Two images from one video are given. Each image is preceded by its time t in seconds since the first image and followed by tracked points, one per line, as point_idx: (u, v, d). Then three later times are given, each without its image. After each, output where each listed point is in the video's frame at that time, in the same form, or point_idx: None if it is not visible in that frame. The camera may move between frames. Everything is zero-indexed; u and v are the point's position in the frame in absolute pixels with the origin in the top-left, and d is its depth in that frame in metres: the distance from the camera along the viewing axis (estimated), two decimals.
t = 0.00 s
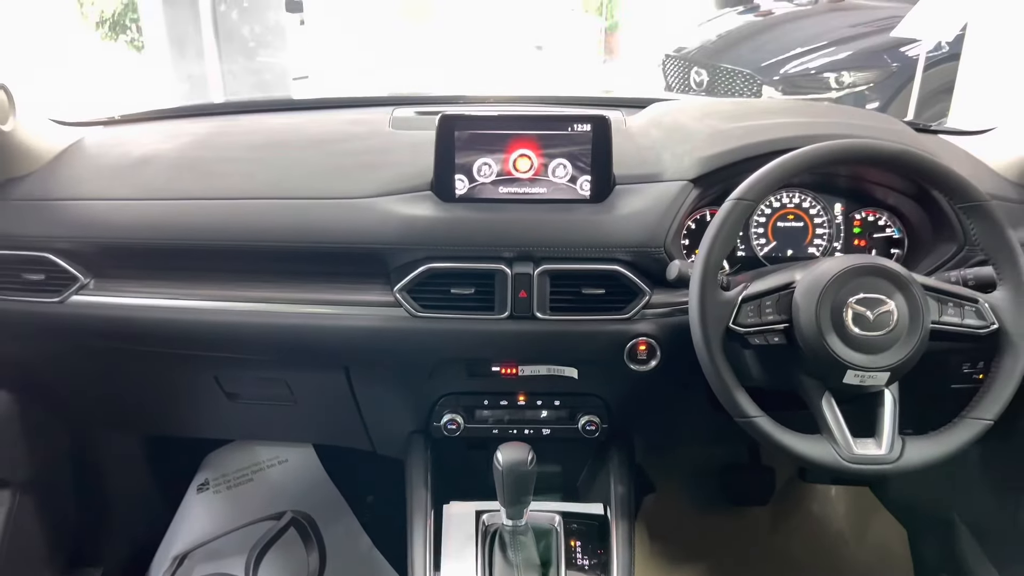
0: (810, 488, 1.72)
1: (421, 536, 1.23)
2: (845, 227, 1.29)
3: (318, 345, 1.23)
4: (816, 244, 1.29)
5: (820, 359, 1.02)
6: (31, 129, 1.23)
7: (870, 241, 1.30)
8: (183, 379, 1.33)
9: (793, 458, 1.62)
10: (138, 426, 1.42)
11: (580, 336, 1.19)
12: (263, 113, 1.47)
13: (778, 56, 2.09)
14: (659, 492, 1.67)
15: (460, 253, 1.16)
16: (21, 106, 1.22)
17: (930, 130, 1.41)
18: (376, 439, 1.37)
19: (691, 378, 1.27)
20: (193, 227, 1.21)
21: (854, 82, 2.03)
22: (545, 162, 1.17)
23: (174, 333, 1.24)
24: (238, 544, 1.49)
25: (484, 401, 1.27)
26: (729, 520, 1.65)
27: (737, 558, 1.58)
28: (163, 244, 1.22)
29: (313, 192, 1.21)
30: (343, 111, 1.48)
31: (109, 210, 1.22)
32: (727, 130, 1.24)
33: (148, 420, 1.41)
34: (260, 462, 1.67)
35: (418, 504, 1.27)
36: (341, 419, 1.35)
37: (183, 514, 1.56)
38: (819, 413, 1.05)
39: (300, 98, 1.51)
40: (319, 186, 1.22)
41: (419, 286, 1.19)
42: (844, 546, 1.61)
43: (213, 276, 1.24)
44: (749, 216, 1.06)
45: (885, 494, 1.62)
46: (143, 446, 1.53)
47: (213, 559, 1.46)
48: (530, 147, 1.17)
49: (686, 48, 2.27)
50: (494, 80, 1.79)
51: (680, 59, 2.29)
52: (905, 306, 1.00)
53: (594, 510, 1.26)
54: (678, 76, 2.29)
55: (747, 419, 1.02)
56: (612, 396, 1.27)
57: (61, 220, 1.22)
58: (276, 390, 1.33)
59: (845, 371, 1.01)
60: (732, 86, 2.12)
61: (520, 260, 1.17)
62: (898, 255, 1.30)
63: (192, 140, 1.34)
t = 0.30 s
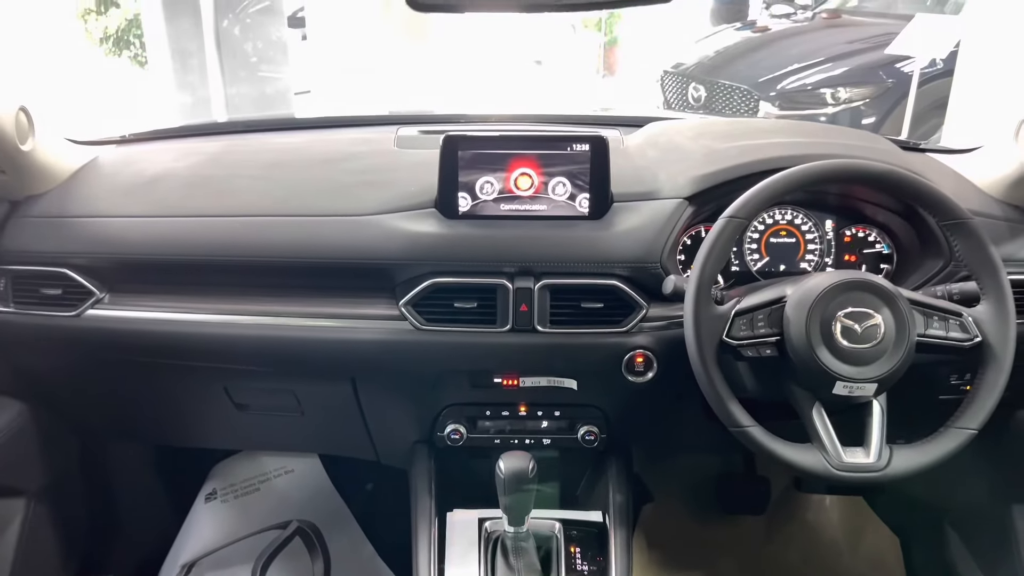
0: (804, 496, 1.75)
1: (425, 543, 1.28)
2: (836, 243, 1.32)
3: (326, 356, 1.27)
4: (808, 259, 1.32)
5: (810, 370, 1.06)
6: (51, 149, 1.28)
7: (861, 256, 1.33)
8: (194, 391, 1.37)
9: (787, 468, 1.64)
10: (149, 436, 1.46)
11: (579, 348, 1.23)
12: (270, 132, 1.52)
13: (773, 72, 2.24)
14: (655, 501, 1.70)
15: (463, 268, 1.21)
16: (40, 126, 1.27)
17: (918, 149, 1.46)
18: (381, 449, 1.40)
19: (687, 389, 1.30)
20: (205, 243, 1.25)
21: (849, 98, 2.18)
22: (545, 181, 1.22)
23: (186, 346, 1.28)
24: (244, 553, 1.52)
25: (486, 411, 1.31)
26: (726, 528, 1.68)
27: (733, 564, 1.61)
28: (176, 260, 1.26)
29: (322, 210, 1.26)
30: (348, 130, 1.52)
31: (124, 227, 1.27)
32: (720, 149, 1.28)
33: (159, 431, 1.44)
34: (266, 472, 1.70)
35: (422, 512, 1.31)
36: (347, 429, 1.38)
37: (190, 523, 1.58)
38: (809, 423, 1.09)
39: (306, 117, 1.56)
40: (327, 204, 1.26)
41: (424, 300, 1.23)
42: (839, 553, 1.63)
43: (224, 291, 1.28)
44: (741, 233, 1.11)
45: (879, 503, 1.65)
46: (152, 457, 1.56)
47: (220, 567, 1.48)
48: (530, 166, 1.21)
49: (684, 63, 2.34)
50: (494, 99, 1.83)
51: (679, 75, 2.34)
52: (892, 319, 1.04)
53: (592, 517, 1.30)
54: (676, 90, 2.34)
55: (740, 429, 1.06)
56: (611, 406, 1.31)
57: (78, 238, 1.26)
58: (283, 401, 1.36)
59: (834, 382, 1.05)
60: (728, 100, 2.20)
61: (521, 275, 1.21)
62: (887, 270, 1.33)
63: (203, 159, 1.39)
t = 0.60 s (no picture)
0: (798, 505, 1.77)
1: (426, 549, 1.30)
2: (827, 254, 1.35)
3: (329, 365, 1.30)
4: (799, 270, 1.35)
5: (800, 378, 1.09)
6: (59, 163, 1.31)
7: (851, 267, 1.36)
8: (199, 400, 1.39)
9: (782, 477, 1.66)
10: (154, 443, 1.48)
11: (576, 358, 1.26)
12: (274, 146, 1.55)
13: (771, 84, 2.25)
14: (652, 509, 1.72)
15: (463, 279, 1.24)
16: (51, 141, 1.30)
17: (908, 162, 1.49)
18: (382, 457, 1.43)
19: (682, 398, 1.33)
20: (211, 255, 1.28)
21: (846, 110, 2.21)
22: (543, 194, 1.25)
23: (191, 355, 1.31)
24: (247, 559, 1.55)
25: (485, 419, 1.34)
26: (721, 537, 1.70)
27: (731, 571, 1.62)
28: (182, 271, 1.29)
29: (326, 222, 1.29)
30: (351, 144, 1.56)
31: (132, 239, 1.30)
32: (713, 163, 1.32)
33: (164, 439, 1.47)
34: (268, 480, 1.73)
35: (422, 517, 1.34)
36: (349, 437, 1.41)
37: (193, 531, 1.62)
38: (800, 430, 1.12)
39: (309, 131, 1.59)
40: (330, 217, 1.30)
41: (424, 310, 1.26)
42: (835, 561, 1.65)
43: (229, 302, 1.31)
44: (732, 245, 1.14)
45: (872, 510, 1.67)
46: (157, 464, 1.59)
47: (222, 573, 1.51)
48: (528, 179, 1.24)
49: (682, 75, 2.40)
50: (493, 112, 1.87)
51: (678, 88, 2.39)
52: (879, 329, 1.07)
53: (589, 522, 1.34)
54: (674, 103, 2.40)
55: (732, 436, 1.09)
56: (607, 415, 1.34)
57: (87, 249, 1.30)
58: (287, 410, 1.39)
59: (823, 390, 1.08)
60: (726, 112, 2.20)
61: (519, 286, 1.24)
62: (877, 281, 1.36)
63: (209, 173, 1.42)
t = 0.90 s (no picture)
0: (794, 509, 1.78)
1: (426, 552, 1.33)
2: (819, 262, 1.38)
3: (331, 371, 1.32)
4: (793, 277, 1.38)
5: (791, 383, 1.11)
6: (65, 172, 1.33)
7: (842, 275, 1.39)
8: (202, 405, 1.42)
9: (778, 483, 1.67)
10: (158, 448, 1.50)
11: (574, 363, 1.29)
12: (276, 156, 1.58)
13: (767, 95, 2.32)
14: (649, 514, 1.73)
15: (462, 286, 1.27)
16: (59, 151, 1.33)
17: (899, 172, 1.52)
18: (383, 461, 1.45)
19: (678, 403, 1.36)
20: (217, 262, 1.31)
21: (842, 120, 2.25)
22: (541, 203, 1.28)
23: (196, 360, 1.33)
24: (247, 563, 1.56)
25: (484, 424, 1.36)
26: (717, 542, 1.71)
27: None
28: (188, 278, 1.31)
29: (329, 230, 1.32)
30: (351, 153, 1.58)
31: (138, 246, 1.32)
32: (707, 173, 1.35)
33: (168, 444, 1.49)
34: (270, 485, 1.75)
35: (423, 521, 1.37)
36: (351, 441, 1.43)
37: (196, 536, 1.63)
38: (792, 434, 1.15)
39: (310, 142, 1.62)
40: (333, 225, 1.32)
41: (425, 317, 1.29)
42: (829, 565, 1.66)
43: (233, 308, 1.34)
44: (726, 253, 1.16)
45: (866, 515, 1.68)
46: (160, 471, 1.61)
47: None
48: (526, 189, 1.27)
49: (682, 87, 2.43)
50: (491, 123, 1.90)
51: (676, 98, 2.44)
52: (869, 334, 1.10)
53: (587, 525, 1.37)
54: (672, 114, 2.45)
55: (726, 439, 1.11)
56: (604, 420, 1.36)
57: (94, 257, 1.32)
58: (289, 415, 1.42)
59: (815, 395, 1.11)
60: (723, 123, 2.29)
61: (517, 293, 1.27)
62: (869, 288, 1.39)
63: (214, 182, 1.45)
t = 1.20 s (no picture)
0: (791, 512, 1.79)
1: (428, 552, 1.37)
2: (813, 269, 1.41)
3: (336, 376, 1.36)
4: (787, 284, 1.41)
5: (784, 387, 1.14)
6: (76, 182, 1.37)
7: (836, 282, 1.42)
8: (210, 409, 1.45)
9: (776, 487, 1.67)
10: (165, 451, 1.54)
11: (573, 368, 1.32)
12: (282, 166, 1.62)
13: (766, 105, 2.37)
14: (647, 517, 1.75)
15: (464, 293, 1.30)
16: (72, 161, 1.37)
17: (891, 182, 1.56)
18: (387, 464, 1.49)
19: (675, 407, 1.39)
20: (225, 270, 1.34)
21: (840, 129, 2.24)
22: (541, 212, 1.31)
23: (204, 365, 1.37)
24: (249, 567, 1.59)
25: (486, 427, 1.40)
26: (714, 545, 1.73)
27: None
28: (196, 285, 1.35)
29: (334, 238, 1.35)
30: (354, 163, 1.62)
31: (148, 254, 1.36)
32: (703, 183, 1.38)
33: (175, 447, 1.52)
34: (275, 488, 1.78)
35: (426, 522, 1.40)
36: (356, 445, 1.47)
37: (203, 539, 1.67)
38: (785, 436, 1.18)
39: (314, 152, 1.66)
40: (338, 234, 1.36)
41: (427, 323, 1.32)
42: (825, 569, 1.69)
43: (241, 314, 1.37)
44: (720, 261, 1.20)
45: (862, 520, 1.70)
46: (167, 474, 1.64)
47: None
48: (527, 198, 1.31)
49: (681, 97, 2.52)
50: (491, 133, 1.93)
51: (675, 108, 2.53)
52: (860, 340, 1.13)
53: (586, 526, 1.40)
54: (673, 123, 2.55)
55: (721, 441, 1.14)
56: (603, 424, 1.39)
57: (105, 265, 1.36)
58: (295, 419, 1.45)
59: (807, 399, 1.14)
60: (722, 133, 2.40)
61: (518, 300, 1.30)
62: (861, 295, 1.42)
63: (222, 192, 1.49)
